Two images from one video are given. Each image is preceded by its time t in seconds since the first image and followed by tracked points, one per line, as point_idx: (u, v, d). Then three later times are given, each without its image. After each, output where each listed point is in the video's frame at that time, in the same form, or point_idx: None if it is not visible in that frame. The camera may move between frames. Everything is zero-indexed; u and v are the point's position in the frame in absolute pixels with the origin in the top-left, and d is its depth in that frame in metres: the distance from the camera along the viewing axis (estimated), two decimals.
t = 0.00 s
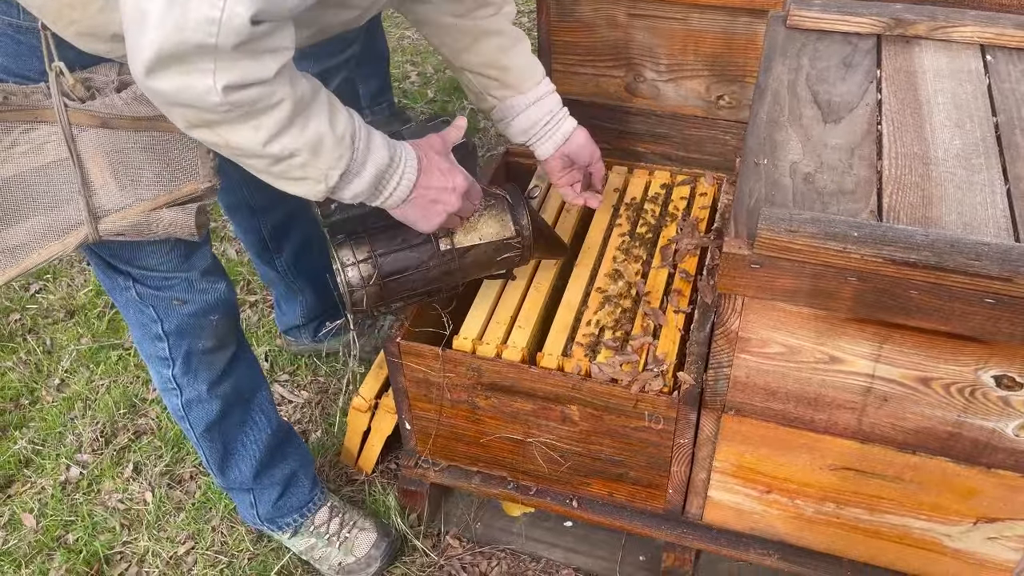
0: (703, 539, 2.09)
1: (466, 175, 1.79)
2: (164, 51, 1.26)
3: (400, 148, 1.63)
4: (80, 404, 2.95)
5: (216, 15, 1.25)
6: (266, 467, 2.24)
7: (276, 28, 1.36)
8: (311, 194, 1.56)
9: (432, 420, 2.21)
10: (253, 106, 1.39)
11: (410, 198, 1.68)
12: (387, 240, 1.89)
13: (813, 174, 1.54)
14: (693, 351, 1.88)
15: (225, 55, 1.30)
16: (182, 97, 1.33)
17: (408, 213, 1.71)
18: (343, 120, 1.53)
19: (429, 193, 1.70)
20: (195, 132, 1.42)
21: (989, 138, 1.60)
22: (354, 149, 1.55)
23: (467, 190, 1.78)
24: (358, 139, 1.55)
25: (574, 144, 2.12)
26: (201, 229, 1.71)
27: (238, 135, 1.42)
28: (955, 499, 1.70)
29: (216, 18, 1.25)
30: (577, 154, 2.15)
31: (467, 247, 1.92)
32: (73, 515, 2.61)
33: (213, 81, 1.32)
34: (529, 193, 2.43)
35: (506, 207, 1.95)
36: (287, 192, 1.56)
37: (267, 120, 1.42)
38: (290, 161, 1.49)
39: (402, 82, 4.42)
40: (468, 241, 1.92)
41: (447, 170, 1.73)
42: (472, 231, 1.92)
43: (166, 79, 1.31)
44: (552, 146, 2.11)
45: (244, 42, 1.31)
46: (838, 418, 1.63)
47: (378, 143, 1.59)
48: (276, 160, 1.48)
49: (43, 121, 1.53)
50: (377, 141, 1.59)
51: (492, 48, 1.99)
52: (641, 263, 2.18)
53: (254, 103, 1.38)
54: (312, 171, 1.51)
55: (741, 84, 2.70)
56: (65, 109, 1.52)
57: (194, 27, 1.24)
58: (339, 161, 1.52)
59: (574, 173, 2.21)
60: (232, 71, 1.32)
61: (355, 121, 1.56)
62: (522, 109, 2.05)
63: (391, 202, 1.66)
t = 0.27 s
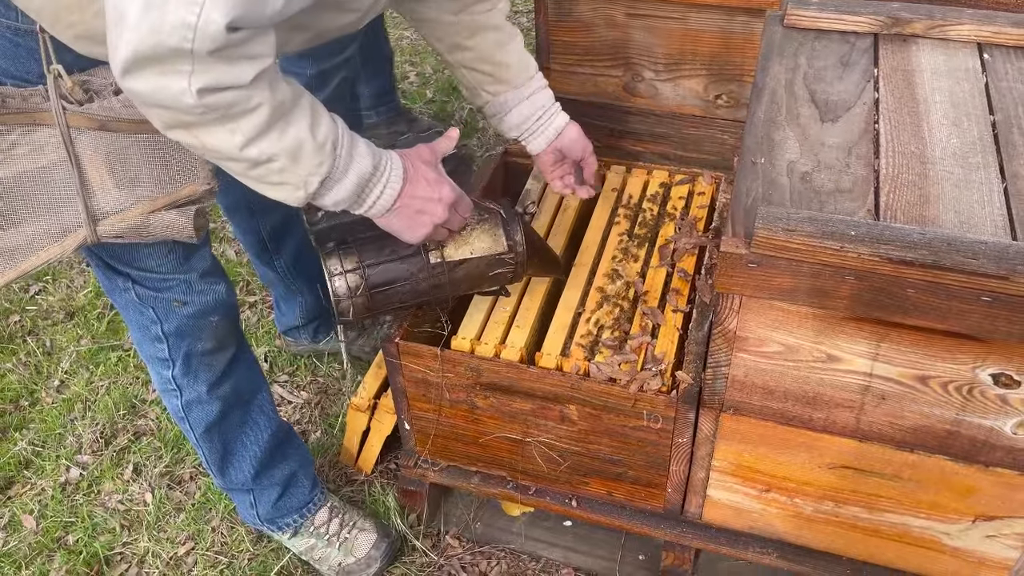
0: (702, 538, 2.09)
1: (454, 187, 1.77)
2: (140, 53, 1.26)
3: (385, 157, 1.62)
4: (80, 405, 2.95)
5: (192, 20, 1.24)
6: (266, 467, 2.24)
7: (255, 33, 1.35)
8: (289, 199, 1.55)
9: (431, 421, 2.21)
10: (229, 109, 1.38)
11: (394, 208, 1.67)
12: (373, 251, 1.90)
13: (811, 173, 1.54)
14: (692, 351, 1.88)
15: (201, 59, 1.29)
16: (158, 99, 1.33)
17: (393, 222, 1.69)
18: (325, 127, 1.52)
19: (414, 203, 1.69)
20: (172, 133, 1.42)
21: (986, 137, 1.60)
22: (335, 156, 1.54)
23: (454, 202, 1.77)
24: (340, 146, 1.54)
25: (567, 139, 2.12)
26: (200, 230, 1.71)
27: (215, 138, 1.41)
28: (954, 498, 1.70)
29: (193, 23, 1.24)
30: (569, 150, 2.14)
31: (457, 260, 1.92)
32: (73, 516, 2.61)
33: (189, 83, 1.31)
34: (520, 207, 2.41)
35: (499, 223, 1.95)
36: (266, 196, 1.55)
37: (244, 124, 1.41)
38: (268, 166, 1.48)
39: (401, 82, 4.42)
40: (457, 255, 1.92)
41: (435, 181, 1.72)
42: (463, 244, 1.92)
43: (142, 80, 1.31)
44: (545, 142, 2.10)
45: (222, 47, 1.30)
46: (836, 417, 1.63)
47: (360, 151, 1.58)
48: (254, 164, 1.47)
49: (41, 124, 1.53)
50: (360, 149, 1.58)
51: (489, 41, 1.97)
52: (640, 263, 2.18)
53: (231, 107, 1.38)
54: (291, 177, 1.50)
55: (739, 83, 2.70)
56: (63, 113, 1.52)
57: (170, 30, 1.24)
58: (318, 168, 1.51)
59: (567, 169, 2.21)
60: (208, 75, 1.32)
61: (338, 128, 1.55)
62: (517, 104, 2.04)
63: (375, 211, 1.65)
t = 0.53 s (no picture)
0: (702, 538, 2.10)
1: (455, 205, 1.74)
2: (136, 69, 1.25)
3: (383, 173, 1.61)
4: (80, 408, 2.95)
5: (188, 37, 1.23)
6: (267, 469, 2.24)
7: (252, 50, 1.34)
8: (285, 213, 1.54)
9: (431, 422, 2.22)
10: (226, 125, 1.37)
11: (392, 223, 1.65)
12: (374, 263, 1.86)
13: (808, 174, 1.55)
14: (691, 351, 1.89)
15: (197, 76, 1.29)
16: (154, 113, 1.32)
17: (391, 238, 1.67)
18: (322, 143, 1.51)
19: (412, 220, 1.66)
20: (169, 147, 1.41)
21: (982, 136, 1.61)
22: (332, 172, 1.53)
23: (455, 219, 1.73)
24: (337, 162, 1.53)
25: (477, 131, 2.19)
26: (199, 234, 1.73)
27: (211, 152, 1.41)
28: (952, 496, 1.70)
29: (189, 41, 1.24)
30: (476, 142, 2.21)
31: (457, 278, 1.89)
32: (74, 519, 2.62)
33: (185, 99, 1.31)
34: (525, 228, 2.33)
35: (501, 243, 1.91)
36: (262, 209, 1.55)
37: (241, 140, 1.40)
38: (264, 181, 1.47)
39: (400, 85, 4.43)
40: (458, 273, 1.88)
41: (435, 199, 1.69)
42: (465, 262, 1.89)
43: (139, 94, 1.30)
44: (452, 130, 2.19)
45: (219, 64, 1.29)
46: (835, 416, 1.64)
47: (358, 167, 1.57)
48: (250, 179, 1.47)
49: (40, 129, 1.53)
50: (357, 165, 1.57)
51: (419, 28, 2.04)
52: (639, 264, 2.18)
53: (227, 123, 1.37)
54: (288, 192, 1.50)
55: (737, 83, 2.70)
56: (62, 118, 1.53)
57: (166, 46, 1.23)
58: (314, 185, 1.51)
59: (482, 163, 2.25)
60: (205, 91, 1.31)
61: (335, 144, 1.54)
62: (429, 89, 2.14)
63: (372, 227, 1.63)
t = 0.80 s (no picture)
0: (702, 539, 2.10)
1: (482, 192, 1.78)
2: (185, 101, 1.27)
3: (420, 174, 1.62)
4: (80, 412, 2.95)
5: (230, 62, 1.25)
6: (266, 473, 2.25)
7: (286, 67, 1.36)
8: (340, 228, 1.56)
9: (431, 424, 2.22)
10: (274, 148, 1.40)
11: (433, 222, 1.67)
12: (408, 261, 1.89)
13: (806, 174, 1.55)
14: (689, 352, 1.89)
15: (242, 100, 1.31)
16: (205, 144, 1.34)
17: (432, 236, 1.70)
18: (363, 152, 1.53)
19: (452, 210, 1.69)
20: (222, 177, 1.43)
21: (979, 136, 1.61)
22: (377, 180, 1.54)
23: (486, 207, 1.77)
24: (380, 169, 1.55)
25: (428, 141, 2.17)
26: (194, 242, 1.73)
27: (262, 176, 1.43)
28: (952, 496, 1.70)
29: (231, 65, 1.26)
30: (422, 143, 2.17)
31: (486, 260, 1.93)
32: (73, 524, 2.62)
33: (234, 124, 1.33)
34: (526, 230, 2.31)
35: (514, 213, 1.96)
36: (317, 226, 1.57)
37: (289, 159, 1.43)
38: (316, 197, 1.50)
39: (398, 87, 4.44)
40: (486, 253, 1.92)
41: (465, 188, 1.72)
42: (488, 241, 1.92)
43: (189, 127, 1.33)
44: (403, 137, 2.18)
45: (261, 85, 1.31)
46: (834, 416, 1.64)
47: (399, 171, 1.58)
48: (302, 197, 1.49)
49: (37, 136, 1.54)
50: (398, 169, 1.58)
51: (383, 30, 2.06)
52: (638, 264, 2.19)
53: (276, 144, 1.39)
54: (339, 205, 1.52)
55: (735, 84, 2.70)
56: (55, 126, 1.53)
57: (211, 74, 1.25)
58: (363, 194, 1.52)
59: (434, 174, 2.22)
60: (251, 113, 1.33)
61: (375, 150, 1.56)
62: (387, 93, 2.16)
63: (418, 228, 1.65)
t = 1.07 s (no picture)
0: (701, 540, 2.10)
1: (444, 230, 1.73)
2: (120, 105, 1.26)
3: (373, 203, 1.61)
4: (79, 417, 2.95)
5: (169, 77, 1.24)
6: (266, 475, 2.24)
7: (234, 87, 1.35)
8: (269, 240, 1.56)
9: (430, 427, 2.22)
10: (209, 158, 1.38)
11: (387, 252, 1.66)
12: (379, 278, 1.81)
13: (802, 175, 1.55)
14: (687, 353, 1.89)
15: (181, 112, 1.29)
16: (138, 147, 1.33)
17: (382, 263, 1.67)
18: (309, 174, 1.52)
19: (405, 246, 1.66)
20: (156, 176, 1.42)
21: (975, 136, 1.61)
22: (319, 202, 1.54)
23: (446, 244, 1.72)
24: (324, 190, 1.54)
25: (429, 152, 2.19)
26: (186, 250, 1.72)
27: (195, 184, 1.42)
28: (950, 495, 1.71)
29: (170, 80, 1.24)
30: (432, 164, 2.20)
31: (449, 301, 1.86)
32: (73, 528, 2.62)
33: (167, 133, 1.32)
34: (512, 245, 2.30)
35: (490, 262, 1.88)
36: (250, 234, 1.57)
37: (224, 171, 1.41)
38: (249, 210, 1.49)
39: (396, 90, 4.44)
40: (449, 295, 1.85)
41: (425, 223, 1.68)
42: (454, 282, 1.86)
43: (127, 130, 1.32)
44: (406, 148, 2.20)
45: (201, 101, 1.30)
46: (831, 416, 1.64)
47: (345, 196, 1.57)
48: (234, 208, 1.48)
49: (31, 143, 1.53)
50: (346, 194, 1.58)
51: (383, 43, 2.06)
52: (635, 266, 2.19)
53: (214, 154, 1.38)
54: (272, 222, 1.52)
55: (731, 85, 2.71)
56: (50, 134, 1.53)
57: (148, 86, 1.24)
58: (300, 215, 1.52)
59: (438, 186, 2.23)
60: (188, 126, 1.32)
61: (326, 174, 1.55)
62: (389, 106, 2.17)
63: (365, 254, 1.64)
